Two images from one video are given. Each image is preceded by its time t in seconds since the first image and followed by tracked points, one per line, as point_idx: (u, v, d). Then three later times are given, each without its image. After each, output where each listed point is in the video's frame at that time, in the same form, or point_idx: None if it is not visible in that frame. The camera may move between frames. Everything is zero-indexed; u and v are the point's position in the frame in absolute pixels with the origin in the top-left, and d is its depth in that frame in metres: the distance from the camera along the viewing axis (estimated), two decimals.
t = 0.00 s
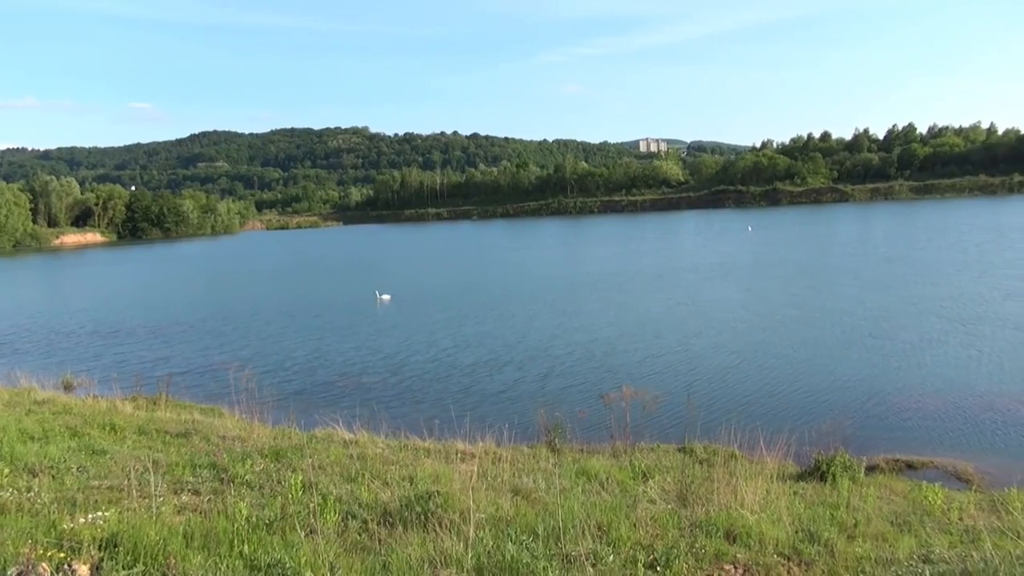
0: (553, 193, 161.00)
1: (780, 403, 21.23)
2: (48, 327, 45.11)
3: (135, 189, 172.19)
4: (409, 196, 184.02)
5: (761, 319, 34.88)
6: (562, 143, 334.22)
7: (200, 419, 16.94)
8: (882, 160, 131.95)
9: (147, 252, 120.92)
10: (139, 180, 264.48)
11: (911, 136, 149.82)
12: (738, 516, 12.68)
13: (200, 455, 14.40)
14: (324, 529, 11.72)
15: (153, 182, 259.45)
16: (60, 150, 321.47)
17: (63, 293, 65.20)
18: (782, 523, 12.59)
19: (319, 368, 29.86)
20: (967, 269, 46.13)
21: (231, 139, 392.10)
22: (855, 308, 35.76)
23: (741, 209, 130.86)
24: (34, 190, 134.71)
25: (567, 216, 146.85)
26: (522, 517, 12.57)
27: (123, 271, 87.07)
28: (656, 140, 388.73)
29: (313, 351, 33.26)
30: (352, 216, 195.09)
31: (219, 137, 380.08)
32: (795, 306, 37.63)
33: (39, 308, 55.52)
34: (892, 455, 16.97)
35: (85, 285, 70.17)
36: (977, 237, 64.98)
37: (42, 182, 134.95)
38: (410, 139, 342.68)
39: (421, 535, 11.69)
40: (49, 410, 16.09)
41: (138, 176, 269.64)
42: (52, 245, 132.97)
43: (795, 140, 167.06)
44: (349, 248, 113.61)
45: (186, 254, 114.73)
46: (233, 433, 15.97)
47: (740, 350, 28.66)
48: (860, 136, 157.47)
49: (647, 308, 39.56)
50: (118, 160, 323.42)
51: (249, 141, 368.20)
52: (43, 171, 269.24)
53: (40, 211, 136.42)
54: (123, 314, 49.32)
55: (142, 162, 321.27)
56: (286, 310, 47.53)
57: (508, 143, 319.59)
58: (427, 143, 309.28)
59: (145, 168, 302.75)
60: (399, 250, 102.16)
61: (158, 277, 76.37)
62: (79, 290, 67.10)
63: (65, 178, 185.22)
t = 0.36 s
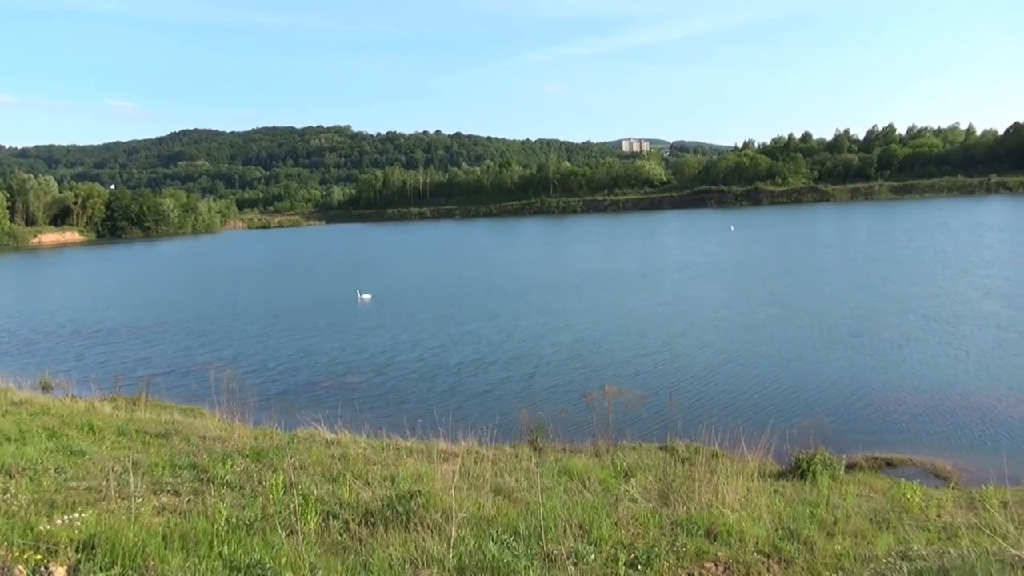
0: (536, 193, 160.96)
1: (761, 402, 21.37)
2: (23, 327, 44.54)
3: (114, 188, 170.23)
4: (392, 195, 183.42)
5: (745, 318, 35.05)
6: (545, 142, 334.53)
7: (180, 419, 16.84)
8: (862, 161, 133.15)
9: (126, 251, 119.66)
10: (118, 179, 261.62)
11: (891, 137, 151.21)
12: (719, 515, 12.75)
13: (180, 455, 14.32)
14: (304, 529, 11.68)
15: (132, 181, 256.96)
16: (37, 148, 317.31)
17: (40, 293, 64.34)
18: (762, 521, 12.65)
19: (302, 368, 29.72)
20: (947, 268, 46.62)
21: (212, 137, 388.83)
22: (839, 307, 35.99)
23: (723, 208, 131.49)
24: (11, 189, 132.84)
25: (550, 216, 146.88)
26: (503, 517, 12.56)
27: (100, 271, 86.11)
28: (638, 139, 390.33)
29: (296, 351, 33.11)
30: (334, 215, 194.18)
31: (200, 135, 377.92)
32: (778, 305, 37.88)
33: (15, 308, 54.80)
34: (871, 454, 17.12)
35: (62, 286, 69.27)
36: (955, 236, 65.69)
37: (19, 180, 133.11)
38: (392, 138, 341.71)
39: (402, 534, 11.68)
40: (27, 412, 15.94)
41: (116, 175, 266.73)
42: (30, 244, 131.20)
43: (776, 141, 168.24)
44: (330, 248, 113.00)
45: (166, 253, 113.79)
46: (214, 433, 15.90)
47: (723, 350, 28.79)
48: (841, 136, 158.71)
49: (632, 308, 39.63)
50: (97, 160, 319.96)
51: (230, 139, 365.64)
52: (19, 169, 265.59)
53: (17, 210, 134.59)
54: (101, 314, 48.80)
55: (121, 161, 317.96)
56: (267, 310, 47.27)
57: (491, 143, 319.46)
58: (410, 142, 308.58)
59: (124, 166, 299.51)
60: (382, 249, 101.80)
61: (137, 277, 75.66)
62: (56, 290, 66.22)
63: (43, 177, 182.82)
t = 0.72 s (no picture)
0: (518, 192, 160.86)
1: (742, 401, 21.46)
2: None
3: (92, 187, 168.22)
4: (374, 195, 182.85)
5: (729, 317, 35.24)
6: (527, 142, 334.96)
7: (159, 420, 16.73)
8: (842, 161, 134.15)
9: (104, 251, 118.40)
10: (97, 178, 258.84)
11: (871, 137, 152.46)
12: (700, 513, 12.80)
13: (160, 456, 14.23)
14: (284, 530, 11.61)
15: (111, 180, 254.33)
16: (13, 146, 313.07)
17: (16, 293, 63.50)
18: (743, 519, 12.72)
19: (286, 369, 29.58)
20: (926, 268, 47.09)
21: (192, 135, 385.67)
22: (822, 306, 36.22)
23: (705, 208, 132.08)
24: None
25: (533, 215, 146.89)
26: (485, 516, 12.55)
27: (77, 271, 85.13)
28: (622, 139, 391.13)
29: (279, 352, 32.94)
30: (316, 214, 193.25)
31: (180, 134, 374.91)
32: (761, 304, 38.14)
33: None
34: (851, 452, 17.26)
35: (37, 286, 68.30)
36: (934, 236, 66.35)
37: None
38: (374, 137, 340.85)
39: (383, 535, 11.65)
40: (3, 413, 15.77)
41: (94, 174, 263.91)
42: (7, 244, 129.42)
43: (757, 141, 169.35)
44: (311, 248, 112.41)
45: (145, 253, 112.84)
46: (194, 434, 15.82)
47: (707, 349, 28.91)
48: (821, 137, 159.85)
49: (617, 307, 39.76)
50: (74, 158, 316.28)
51: (211, 139, 362.98)
52: None
53: None
54: (78, 314, 48.27)
55: (99, 159, 314.55)
56: (248, 310, 46.99)
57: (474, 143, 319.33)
58: (392, 141, 307.64)
59: (102, 165, 296.21)
60: (364, 249, 101.43)
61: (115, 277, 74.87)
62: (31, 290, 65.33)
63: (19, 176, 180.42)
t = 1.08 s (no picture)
0: (501, 192, 160.81)
1: (724, 399, 21.58)
2: None
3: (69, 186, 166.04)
4: (356, 194, 182.21)
5: (713, 316, 35.40)
6: (509, 142, 335.37)
7: (139, 421, 16.63)
8: (823, 161, 135.30)
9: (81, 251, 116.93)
10: (74, 178, 255.96)
11: (850, 138, 153.76)
12: (681, 511, 12.87)
13: (139, 458, 14.13)
14: (264, 531, 11.53)
15: (89, 180, 251.66)
16: None
17: None
18: (724, 518, 12.78)
19: (269, 369, 29.42)
20: (906, 267, 47.60)
21: (172, 135, 382.71)
22: (806, 305, 36.41)
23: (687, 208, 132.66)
24: None
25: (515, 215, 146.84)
26: (467, 516, 12.54)
27: (53, 271, 84.00)
28: (603, 139, 392.47)
29: (262, 353, 32.75)
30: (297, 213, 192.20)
31: (159, 133, 372.00)
32: (744, 303, 38.36)
33: None
34: (831, 450, 17.40)
35: (10, 287, 67.23)
36: (913, 235, 67.02)
37: None
38: (357, 136, 339.91)
39: (364, 535, 11.63)
40: None
41: (72, 174, 260.66)
42: None
43: (738, 141, 170.41)
44: (292, 248, 111.70)
45: (123, 253, 111.63)
46: (173, 434, 15.73)
47: (691, 348, 29.04)
48: (801, 137, 161.00)
49: (601, 306, 39.85)
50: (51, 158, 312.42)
51: (191, 138, 360.02)
52: None
53: None
54: (56, 315, 47.72)
55: (76, 158, 310.85)
56: (230, 310, 46.71)
57: (456, 142, 319.04)
58: (374, 141, 306.86)
59: (79, 164, 292.91)
60: (345, 249, 101.02)
61: (92, 277, 73.99)
62: (5, 292, 64.35)
63: None
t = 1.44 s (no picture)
0: (483, 192, 160.67)
1: (707, 399, 21.67)
2: None
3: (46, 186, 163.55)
4: (337, 194, 181.34)
5: (698, 315, 35.52)
6: (491, 142, 335.35)
7: (118, 423, 16.48)
8: (803, 161, 136.21)
9: (58, 252, 115.28)
10: (51, 178, 252.50)
11: (829, 138, 154.95)
12: (662, 510, 12.92)
13: (117, 460, 14.00)
14: (244, 533, 11.46)
15: (65, 180, 248.38)
16: None
17: None
18: (704, 516, 12.85)
19: (251, 371, 29.22)
20: (886, 266, 48.04)
21: (151, 134, 378.85)
22: (789, 304, 36.65)
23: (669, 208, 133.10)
24: None
25: (497, 215, 146.65)
26: (449, 516, 12.53)
27: (29, 272, 82.78)
28: (586, 139, 393.70)
29: (243, 354, 32.52)
30: (279, 213, 190.88)
31: (138, 133, 368.16)
32: (728, 302, 38.52)
33: None
34: (812, 448, 17.52)
35: None
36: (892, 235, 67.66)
37: None
38: (338, 136, 338.39)
39: (345, 536, 11.60)
40: None
41: (47, 173, 256.88)
42: None
43: (719, 141, 171.20)
44: (273, 248, 110.88)
45: (101, 253, 110.20)
46: (153, 437, 15.60)
47: (675, 347, 29.12)
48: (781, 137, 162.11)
49: (587, 306, 39.94)
50: (26, 158, 307.77)
51: (171, 138, 357.23)
52: None
53: None
54: (32, 317, 47.04)
55: (53, 157, 306.51)
56: (210, 312, 46.30)
57: (438, 142, 318.78)
58: (355, 141, 305.69)
59: (56, 164, 288.99)
60: (327, 249, 100.48)
61: (68, 279, 72.96)
62: None
63: None
